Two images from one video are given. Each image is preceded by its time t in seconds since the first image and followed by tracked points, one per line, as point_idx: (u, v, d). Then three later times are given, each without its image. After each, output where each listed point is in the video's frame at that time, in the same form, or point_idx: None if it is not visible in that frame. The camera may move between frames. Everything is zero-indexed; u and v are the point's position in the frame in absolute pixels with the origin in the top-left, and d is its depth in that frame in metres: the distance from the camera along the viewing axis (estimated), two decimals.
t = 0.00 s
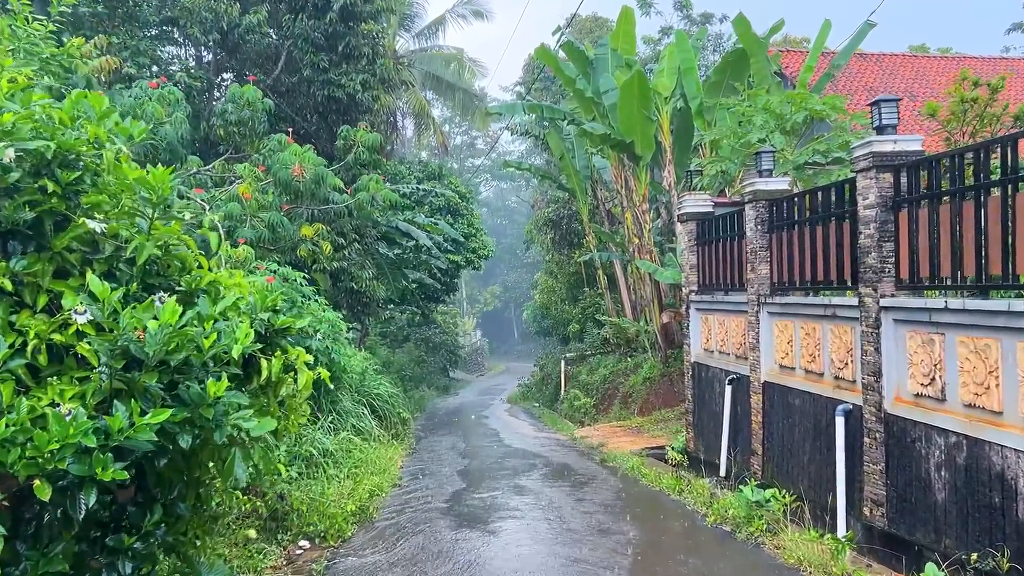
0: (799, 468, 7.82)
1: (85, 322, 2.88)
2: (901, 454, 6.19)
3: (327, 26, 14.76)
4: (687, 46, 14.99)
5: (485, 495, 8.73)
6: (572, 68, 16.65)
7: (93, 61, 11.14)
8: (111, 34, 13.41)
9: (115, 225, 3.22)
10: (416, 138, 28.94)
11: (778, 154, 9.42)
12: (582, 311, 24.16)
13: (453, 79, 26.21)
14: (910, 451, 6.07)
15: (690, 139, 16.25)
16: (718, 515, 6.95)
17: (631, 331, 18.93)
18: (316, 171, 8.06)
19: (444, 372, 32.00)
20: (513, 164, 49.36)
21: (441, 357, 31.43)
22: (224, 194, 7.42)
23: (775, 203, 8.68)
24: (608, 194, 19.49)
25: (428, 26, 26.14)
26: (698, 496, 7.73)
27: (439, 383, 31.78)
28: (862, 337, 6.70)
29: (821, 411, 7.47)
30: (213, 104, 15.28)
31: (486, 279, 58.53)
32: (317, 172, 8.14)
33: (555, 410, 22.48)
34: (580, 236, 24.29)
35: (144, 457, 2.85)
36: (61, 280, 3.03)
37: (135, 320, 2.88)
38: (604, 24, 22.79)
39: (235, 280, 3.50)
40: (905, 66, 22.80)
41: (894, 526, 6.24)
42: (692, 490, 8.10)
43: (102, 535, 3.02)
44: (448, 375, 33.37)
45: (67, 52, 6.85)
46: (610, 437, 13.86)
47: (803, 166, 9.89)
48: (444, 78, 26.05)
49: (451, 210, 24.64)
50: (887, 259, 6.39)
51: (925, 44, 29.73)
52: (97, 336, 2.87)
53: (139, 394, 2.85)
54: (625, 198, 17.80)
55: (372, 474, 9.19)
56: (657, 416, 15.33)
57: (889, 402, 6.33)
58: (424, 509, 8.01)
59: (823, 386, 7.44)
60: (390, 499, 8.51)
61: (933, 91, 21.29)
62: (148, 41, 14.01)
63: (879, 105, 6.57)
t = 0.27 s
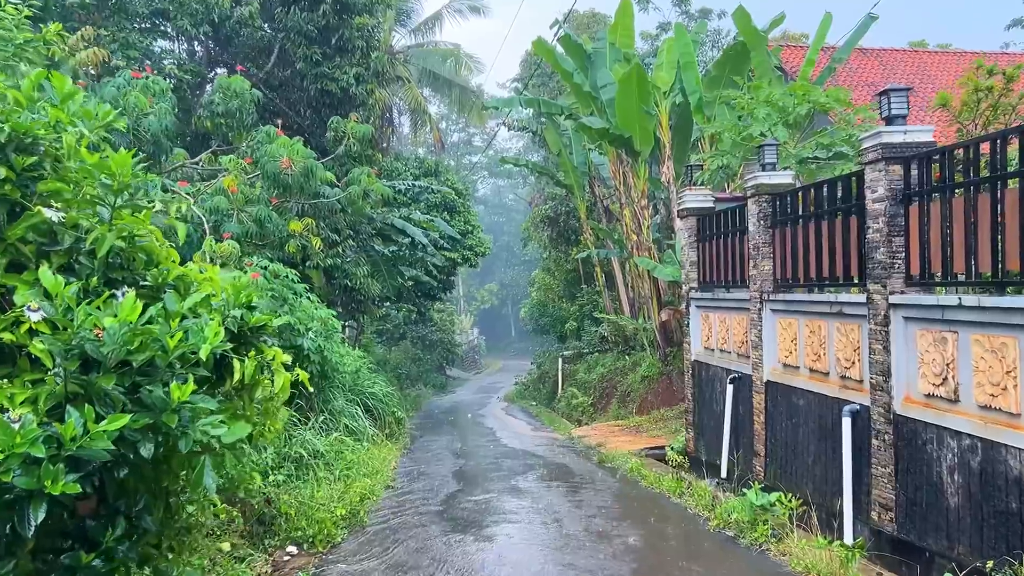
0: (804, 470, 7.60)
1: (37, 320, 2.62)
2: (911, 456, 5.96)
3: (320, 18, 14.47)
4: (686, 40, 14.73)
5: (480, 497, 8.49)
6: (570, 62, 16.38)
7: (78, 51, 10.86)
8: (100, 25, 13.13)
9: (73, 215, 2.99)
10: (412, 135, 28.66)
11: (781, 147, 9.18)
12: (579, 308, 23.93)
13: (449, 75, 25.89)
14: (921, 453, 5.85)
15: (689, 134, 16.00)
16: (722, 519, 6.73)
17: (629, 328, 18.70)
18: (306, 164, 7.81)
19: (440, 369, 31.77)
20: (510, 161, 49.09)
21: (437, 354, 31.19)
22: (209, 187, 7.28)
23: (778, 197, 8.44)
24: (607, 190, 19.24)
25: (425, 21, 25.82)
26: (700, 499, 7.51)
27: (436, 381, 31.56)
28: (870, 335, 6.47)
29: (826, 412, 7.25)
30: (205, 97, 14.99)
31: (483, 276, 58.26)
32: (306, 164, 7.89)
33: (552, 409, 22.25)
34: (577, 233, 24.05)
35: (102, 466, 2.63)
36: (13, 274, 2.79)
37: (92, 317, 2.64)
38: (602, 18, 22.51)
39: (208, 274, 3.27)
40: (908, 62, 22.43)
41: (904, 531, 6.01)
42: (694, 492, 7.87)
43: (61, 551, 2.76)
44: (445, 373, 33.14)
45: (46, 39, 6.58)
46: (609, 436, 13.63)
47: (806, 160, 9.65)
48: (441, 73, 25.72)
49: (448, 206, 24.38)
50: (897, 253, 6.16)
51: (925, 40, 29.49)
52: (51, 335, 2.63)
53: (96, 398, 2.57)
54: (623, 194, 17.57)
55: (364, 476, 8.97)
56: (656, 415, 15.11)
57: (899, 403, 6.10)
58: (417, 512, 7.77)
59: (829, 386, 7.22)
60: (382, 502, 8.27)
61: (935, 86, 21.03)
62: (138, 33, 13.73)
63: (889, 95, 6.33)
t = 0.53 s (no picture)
0: (808, 472, 7.36)
1: None
2: (921, 458, 5.71)
3: (312, 9, 14.19)
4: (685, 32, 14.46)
5: (473, 499, 8.24)
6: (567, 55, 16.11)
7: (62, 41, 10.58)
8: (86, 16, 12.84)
9: (18, 198, 2.87)
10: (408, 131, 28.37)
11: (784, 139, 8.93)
12: (576, 306, 23.69)
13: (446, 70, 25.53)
14: (932, 455, 5.60)
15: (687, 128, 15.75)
16: (724, 524, 6.48)
17: (626, 326, 18.46)
18: (292, 155, 7.57)
19: (437, 367, 31.51)
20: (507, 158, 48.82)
21: (433, 352, 30.93)
22: (190, 178, 7.10)
23: (781, 190, 8.19)
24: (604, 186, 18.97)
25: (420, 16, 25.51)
26: (700, 502, 7.26)
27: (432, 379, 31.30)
28: (878, 332, 6.22)
29: (831, 411, 7.01)
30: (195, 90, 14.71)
31: (480, 274, 58.00)
32: (293, 155, 7.64)
33: (548, 407, 22.01)
34: (574, 229, 23.79)
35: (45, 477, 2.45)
36: None
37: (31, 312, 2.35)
38: (600, 12, 22.24)
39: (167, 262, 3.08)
40: (908, 57, 22.14)
41: (913, 536, 5.77)
42: (694, 494, 7.62)
43: None
44: (441, 371, 32.90)
45: (20, 23, 6.32)
46: (606, 436, 13.40)
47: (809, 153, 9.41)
48: (437, 69, 25.38)
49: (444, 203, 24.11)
50: (906, 246, 5.91)
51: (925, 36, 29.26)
52: None
53: (38, 402, 2.35)
54: (621, 189, 17.33)
55: (354, 478, 8.72)
56: (654, 414, 14.87)
57: (909, 402, 5.84)
58: (408, 515, 7.52)
59: (833, 384, 6.98)
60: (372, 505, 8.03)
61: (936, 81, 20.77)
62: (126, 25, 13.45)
63: (898, 81, 6.08)
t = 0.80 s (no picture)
0: (815, 476, 7.15)
1: None
2: (935, 465, 5.48)
3: (305, 2, 13.90)
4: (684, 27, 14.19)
5: (470, 504, 7.99)
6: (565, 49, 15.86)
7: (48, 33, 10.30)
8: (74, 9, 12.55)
9: None
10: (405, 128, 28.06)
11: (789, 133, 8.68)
12: (575, 304, 23.45)
13: (442, 67, 25.22)
14: (947, 461, 5.36)
15: (687, 124, 15.51)
16: (729, 531, 6.26)
17: (625, 324, 18.23)
18: (281, 149, 7.39)
19: (434, 366, 31.26)
20: (504, 155, 48.57)
21: (431, 351, 30.68)
22: (176, 172, 6.97)
23: (786, 185, 7.95)
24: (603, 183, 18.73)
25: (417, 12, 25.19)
26: (704, 507, 7.04)
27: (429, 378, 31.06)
28: (890, 332, 5.98)
29: (840, 415, 6.78)
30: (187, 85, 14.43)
31: (477, 272, 57.73)
32: (281, 148, 7.43)
33: (547, 407, 21.79)
34: (573, 227, 23.54)
35: None
36: None
37: None
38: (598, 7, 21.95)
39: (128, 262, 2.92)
40: (909, 52, 21.84)
41: (927, 546, 5.54)
42: (698, 499, 7.39)
43: None
44: (439, 370, 32.65)
45: None
46: (605, 437, 13.18)
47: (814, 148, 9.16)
48: (434, 65, 25.07)
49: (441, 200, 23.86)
50: (921, 244, 5.66)
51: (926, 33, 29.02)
52: None
53: None
54: (620, 186, 17.09)
55: (347, 482, 8.50)
56: (654, 414, 14.65)
57: (923, 406, 5.62)
58: (403, 521, 7.28)
59: (841, 386, 6.76)
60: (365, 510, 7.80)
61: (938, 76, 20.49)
62: (116, 18, 13.16)
63: (912, 71, 5.82)
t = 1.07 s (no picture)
0: (826, 477, 6.91)
1: None
2: (956, 465, 5.24)
3: None
4: (686, 19, 13.92)
5: (469, 505, 7.75)
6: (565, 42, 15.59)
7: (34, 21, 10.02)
8: None
9: None
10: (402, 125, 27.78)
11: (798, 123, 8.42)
12: (574, 301, 23.20)
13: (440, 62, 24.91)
14: (969, 461, 5.12)
15: (688, 118, 15.25)
16: (739, 535, 6.02)
17: (625, 321, 17.98)
18: (272, 138, 7.24)
19: (432, 364, 31.02)
20: (502, 153, 48.31)
21: (429, 349, 30.43)
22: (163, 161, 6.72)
23: (795, 176, 7.70)
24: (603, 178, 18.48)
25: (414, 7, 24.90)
26: (712, 509, 6.80)
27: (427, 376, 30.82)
28: (907, 327, 5.74)
29: (853, 414, 6.54)
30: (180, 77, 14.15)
31: (475, 270, 57.45)
32: (272, 137, 7.25)
33: (546, 405, 21.55)
34: (572, 223, 23.30)
35: None
36: None
37: None
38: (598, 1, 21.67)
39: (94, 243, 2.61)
40: (913, 45, 21.44)
41: (948, 550, 5.30)
42: (705, 500, 7.15)
43: None
44: (437, 368, 32.41)
45: None
46: (606, 435, 12.93)
47: (821, 138, 8.90)
48: (432, 60, 24.70)
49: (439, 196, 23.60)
50: (941, 235, 5.42)
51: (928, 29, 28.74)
52: None
53: None
54: (620, 181, 16.83)
55: (342, 482, 8.26)
56: (656, 412, 14.41)
57: (943, 404, 5.37)
58: (400, 523, 7.03)
59: (855, 383, 6.52)
60: (360, 511, 7.55)
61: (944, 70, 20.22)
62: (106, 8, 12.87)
63: (931, 54, 5.56)
